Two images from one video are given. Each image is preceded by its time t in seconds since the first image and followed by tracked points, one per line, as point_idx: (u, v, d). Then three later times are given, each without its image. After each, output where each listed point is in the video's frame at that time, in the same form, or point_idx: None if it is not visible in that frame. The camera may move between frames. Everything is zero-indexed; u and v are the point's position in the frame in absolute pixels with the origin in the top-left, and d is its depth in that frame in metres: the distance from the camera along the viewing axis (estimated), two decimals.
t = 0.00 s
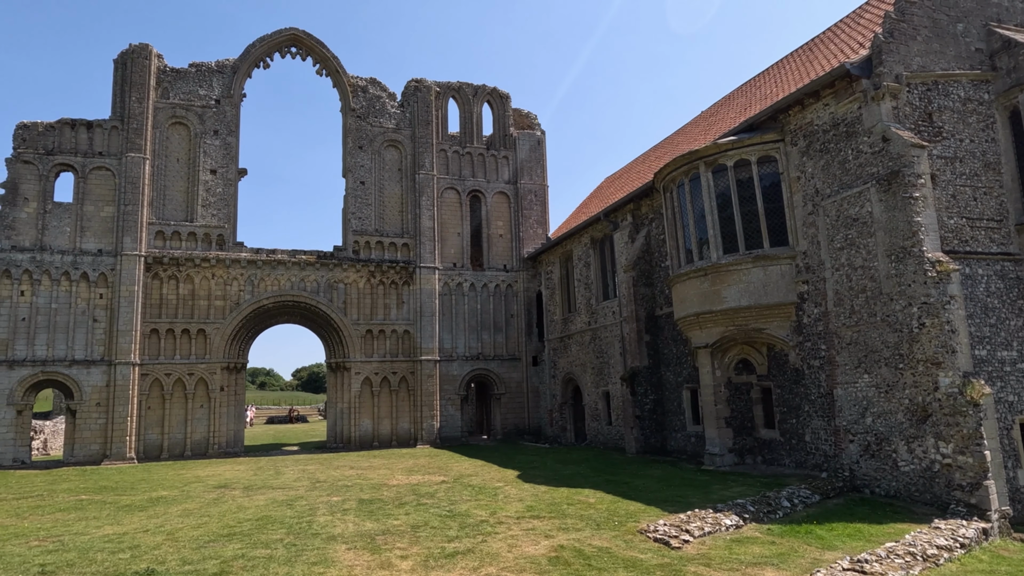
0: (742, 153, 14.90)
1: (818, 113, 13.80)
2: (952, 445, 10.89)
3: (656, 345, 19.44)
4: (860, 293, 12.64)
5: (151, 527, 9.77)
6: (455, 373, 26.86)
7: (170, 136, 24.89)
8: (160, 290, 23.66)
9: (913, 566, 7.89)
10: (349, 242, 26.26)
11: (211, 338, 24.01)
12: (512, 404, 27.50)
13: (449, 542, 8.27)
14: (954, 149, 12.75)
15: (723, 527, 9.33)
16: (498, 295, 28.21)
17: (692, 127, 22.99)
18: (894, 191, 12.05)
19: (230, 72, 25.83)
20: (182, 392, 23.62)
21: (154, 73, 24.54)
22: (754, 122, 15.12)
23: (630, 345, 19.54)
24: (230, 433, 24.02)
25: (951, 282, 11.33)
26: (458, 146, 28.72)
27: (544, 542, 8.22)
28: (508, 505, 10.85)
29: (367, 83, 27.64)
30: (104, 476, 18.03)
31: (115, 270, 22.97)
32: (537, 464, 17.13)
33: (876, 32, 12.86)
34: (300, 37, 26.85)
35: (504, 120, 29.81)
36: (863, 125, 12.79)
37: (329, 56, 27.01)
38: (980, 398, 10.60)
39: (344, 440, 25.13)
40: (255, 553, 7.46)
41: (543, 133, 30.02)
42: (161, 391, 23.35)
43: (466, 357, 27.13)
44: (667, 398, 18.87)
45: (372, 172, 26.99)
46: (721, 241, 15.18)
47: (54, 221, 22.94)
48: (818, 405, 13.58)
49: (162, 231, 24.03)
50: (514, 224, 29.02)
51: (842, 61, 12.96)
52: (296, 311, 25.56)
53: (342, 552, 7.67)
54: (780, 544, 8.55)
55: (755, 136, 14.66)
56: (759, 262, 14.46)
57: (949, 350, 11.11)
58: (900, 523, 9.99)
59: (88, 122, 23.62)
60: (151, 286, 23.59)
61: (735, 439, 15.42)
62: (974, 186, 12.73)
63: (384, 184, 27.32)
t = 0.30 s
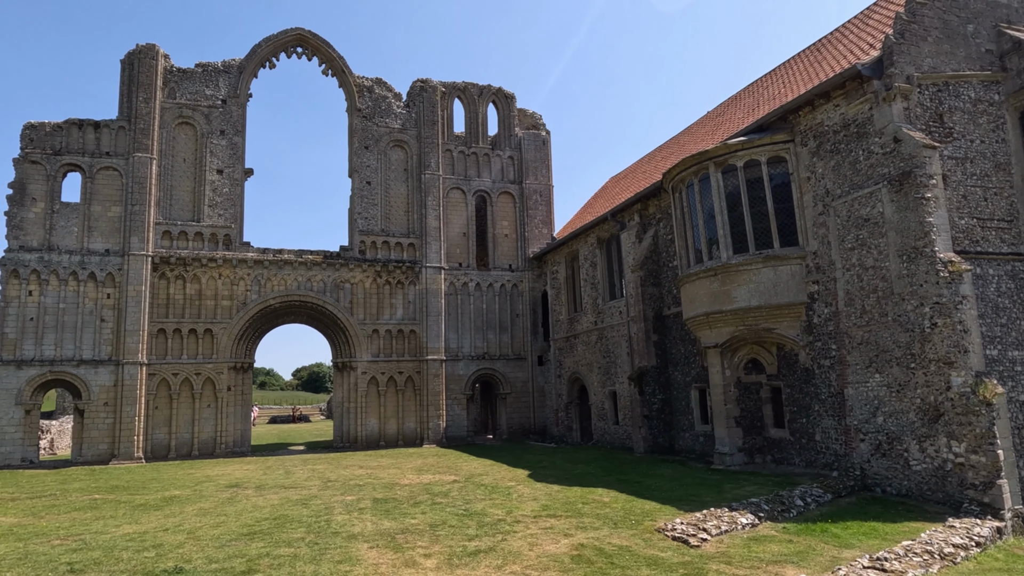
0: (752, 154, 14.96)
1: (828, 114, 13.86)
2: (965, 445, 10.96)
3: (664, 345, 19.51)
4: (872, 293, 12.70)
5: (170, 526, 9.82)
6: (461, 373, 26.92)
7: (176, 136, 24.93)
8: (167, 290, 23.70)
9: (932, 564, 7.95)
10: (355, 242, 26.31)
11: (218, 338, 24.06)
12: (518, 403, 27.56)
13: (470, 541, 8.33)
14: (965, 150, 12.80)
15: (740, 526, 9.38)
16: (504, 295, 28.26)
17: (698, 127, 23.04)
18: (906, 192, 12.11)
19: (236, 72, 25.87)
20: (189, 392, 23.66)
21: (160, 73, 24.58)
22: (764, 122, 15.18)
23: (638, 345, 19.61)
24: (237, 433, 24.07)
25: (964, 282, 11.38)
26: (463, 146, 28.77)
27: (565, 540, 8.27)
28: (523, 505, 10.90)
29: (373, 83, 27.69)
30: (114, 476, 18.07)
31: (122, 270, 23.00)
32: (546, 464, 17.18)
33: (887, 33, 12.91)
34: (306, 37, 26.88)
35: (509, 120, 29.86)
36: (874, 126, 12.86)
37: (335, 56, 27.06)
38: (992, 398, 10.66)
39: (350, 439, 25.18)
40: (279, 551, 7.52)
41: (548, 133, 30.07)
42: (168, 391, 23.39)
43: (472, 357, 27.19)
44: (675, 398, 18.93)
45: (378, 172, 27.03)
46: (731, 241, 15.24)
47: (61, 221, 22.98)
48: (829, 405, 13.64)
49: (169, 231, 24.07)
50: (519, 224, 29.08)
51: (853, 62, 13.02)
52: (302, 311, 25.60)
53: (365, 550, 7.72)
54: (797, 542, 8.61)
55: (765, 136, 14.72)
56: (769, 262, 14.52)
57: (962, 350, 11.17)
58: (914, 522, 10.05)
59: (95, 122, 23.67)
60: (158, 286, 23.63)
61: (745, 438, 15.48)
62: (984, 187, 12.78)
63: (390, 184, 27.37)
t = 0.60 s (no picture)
0: (760, 155, 15.04)
1: (838, 116, 13.95)
2: (976, 445, 11.04)
3: (671, 345, 19.58)
4: (882, 294, 12.79)
5: (189, 526, 9.88)
6: (466, 373, 26.99)
7: (182, 137, 24.96)
8: (174, 290, 23.74)
9: (948, 563, 8.04)
10: (361, 242, 26.36)
11: (225, 338, 24.09)
12: (523, 403, 27.63)
13: (491, 541, 8.40)
14: (974, 152, 12.89)
15: (755, 526, 9.46)
16: (509, 296, 28.32)
17: (704, 128, 23.11)
18: (916, 193, 12.19)
19: (242, 73, 25.91)
20: (196, 392, 23.70)
21: (166, 74, 24.62)
22: (773, 124, 15.26)
23: (645, 345, 19.69)
24: (243, 433, 24.12)
25: (974, 284, 11.46)
26: (468, 146, 28.83)
27: (584, 540, 8.35)
28: (538, 505, 10.97)
29: (378, 84, 27.74)
30: (123, 477, 18.11)
31: (129, 271, 23.04)
32: (555, 464, 17.26)
33: (896, 36, 12.99)
34: (311, 38, 26.92)
35: (513, 121, 29.93)
36: (884, 128, 12.95)
37: (340, 57, 27.11)
38: (1004, 398, 10.74)
39: (356, 439, 25.25)
40: (304, 552, 7.59)
41: (553, 134, 30.14)
42: (175, 391, 23.42)
43: (477, 357, 27.26)
44: (682, 398, 19.01)
45: (383, 173, 27.08)
46: (740, 242, 15.33)
47: (68, 221, 23.01)
48: (838, 405, 13.73)
49: (175, 232, 24.10)
50: (524, 224, 29.14)
51: (863, 64, 13.10)
52: (308, 311, 25.65)
53: (388, 551, 7.80)
54: (814, 542, 8.69)
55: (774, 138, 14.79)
56: (779, 263, 14.60)
57: (972, 351, 11.25)
58: (927, 521, 10.14)
59: (102, 123, 23.71)
60: (165, 286, 23.67)
61: (754, 438, 15.58)
62: (993, 188, 12.86)
63: (395, 185, 27.43)
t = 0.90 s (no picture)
0: (771, 157, 15.08)
1: (849, 118, 14.00)
2: (990, 446, 11.08)
3: (679, 346, 19.62)
4: (894, 296, 12.83)
5: (208, 527, 9.93)
6: (473, 374, 27.03)
7: (190, 138, 25.02)
8: (182, 291, 23.79)
9: (967, 563, 8.08)
10: (368, 243, 26.41)
11: (232, 338, 24.14)
12: (529, 404, 27.68)
13: (511, 541, 8.46)
14: (985, 154, 12.93)
15: (771, 527, 9.50)
16: (515, 296, 28.38)
17: (711, 130, 23.17)
18: (929, 195, 12.24)
19: (249, 74, 25.98)
20: (204, 393, 23.75)
21: (175, 75, 24.69)
22: (783, 126, 15.31)
23: (653, 346, 19.73)
24: (251, 433, 24.16)
25: (987, 285, 11.50)
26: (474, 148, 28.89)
27: (604, 541, 8.40)
28: (554, 505, 11.00)
29: (385, 85, 27.80)
30: (133, 477, 18.16)
31: (137, 271, 23.10)
32: (565, 464, 17.30)
33: (908, 39, 13.04)
34: (318, 39, 26.99)
35: (519, 122, 29.99)
36: (896, 130, 13.00)
37: (347, 59, 27.17)
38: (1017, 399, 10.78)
39: (363, 440, 25.30)
40: (328, 552, 7.64)
41: (559, 135, 30.20)
42: (183, 392, 23.47)
43: (483, 358, 27.30)
44: (691, 399, 19.06)
45: (390, 174, 27.14)
46: (750, 243, 15.38)
47: (77, 223, 23.07)
48: (849, 406, 13.78)
49: (183, 233, 24.16)
50: (530, 225, 29.20)
51: (875, 67, 13.15)
52: (315, 312, 25.71)
53: (410, 551, 7.84)
54: (832, 542, 8.74)
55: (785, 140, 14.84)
56: (789, 265, 14.64)
57: (986, 352, 11.29)
58: (942, 522, 10.17)
59: (110, 124, 23.77)
60: (173, 287, 23.73)
61: (764, 439, 15.62)
62: (1005, 190, 12.90)
63: (402, 186, 27.48)
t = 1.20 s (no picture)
0: (782, 156, 15.09)
1: (861, 118, 14.02)
2: (1005, 445, 11.10)
3: (688, 346, 19.63)
4: (907, 295, 12.86)
5: (226, 525, 9.94)
6: (479, 373, 27.05)
7: (197, 138, 25.03)
8: (189, 291, 23.81)
9: (988, 561, 8.09)
10: (374, 243, 26.44)
11: (240, 338, 24.16)
12: (535, 404, 27.71)
13: (532, 539, 8.47)
14: (998, 153, 12.93)
15: (789, 525, 9.52)
16: (521, 296, 28.40)
17: (718, 129, 23.18)
18: (942, 195, 12.26)
19: (256, 74, 26.01)
20: (212, 393, 23.77)
21: (182, 75, 24.71)
22: (794, 125, 15.33)
23: (662, 346, 19.74)
24: (258, 433, 24.17)
25: (1002, 284, 11.51)
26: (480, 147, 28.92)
27: (625, 539, 8.41)
28: (570, 504, 11.01)
29: (391, 85, 27.82)
30: (142, 477, 18.16)
31: (145, 271, 23.11)
32: (575, 464, 17.31)
33: (920, 38, 13.06)
34: (325, 39, 27.01)
35: (525, 122, 30.01)
36: (908, 129, 13.01)
37: (353, 59, 27.19)
38: None
39: (370, 440, 25.31)
40: (352, 551, 7.65)
41: (564, 135, 30.23)
42: (190, 392, 23.49)
43: (490, 358, 27.32)
44: (700, 398, 19.08)
45: (396, 173, 27.16)
46: (761, 243, 15.40)
47: (85, 223, 23.08)
48: (861, 405, 13.80)
49: (191, 233, 24.19)
50: (536, 225, 29.23)
51: (888, 66, 13.17)
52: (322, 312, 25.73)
53: (432, 550, 7.85)
54: (852, 541, 8.75)
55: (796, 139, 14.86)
56: (801, 264, 14.66)
57: (1000, 351, 11.31)
58: (959, 521, 10.18)
59: (118, 124, 23.79)
60: (180, 287, 23.74)
61: (775, 438, 15.65)
62: (1018, 190, 12.89)
63: (408, 186, 27.50)
